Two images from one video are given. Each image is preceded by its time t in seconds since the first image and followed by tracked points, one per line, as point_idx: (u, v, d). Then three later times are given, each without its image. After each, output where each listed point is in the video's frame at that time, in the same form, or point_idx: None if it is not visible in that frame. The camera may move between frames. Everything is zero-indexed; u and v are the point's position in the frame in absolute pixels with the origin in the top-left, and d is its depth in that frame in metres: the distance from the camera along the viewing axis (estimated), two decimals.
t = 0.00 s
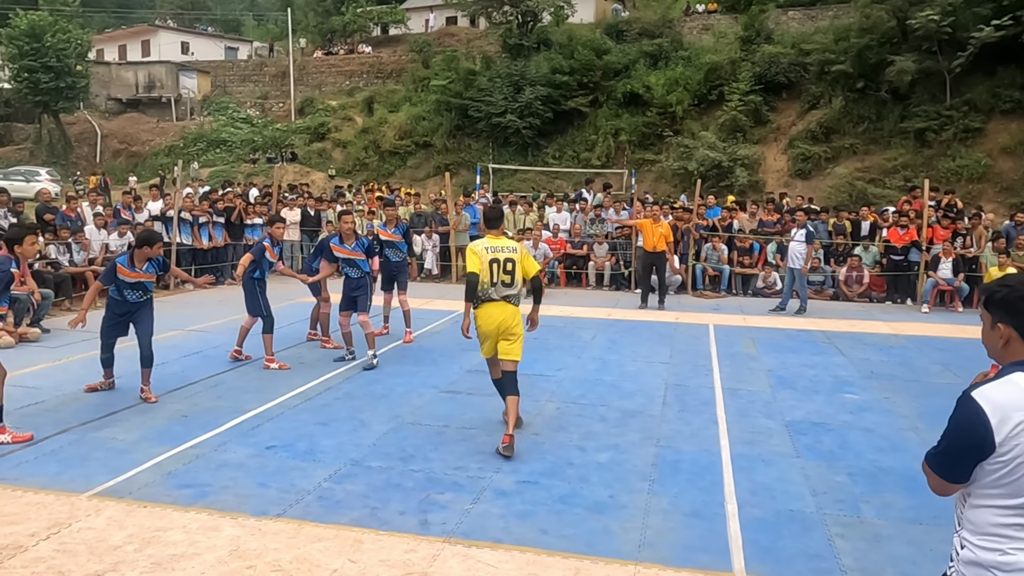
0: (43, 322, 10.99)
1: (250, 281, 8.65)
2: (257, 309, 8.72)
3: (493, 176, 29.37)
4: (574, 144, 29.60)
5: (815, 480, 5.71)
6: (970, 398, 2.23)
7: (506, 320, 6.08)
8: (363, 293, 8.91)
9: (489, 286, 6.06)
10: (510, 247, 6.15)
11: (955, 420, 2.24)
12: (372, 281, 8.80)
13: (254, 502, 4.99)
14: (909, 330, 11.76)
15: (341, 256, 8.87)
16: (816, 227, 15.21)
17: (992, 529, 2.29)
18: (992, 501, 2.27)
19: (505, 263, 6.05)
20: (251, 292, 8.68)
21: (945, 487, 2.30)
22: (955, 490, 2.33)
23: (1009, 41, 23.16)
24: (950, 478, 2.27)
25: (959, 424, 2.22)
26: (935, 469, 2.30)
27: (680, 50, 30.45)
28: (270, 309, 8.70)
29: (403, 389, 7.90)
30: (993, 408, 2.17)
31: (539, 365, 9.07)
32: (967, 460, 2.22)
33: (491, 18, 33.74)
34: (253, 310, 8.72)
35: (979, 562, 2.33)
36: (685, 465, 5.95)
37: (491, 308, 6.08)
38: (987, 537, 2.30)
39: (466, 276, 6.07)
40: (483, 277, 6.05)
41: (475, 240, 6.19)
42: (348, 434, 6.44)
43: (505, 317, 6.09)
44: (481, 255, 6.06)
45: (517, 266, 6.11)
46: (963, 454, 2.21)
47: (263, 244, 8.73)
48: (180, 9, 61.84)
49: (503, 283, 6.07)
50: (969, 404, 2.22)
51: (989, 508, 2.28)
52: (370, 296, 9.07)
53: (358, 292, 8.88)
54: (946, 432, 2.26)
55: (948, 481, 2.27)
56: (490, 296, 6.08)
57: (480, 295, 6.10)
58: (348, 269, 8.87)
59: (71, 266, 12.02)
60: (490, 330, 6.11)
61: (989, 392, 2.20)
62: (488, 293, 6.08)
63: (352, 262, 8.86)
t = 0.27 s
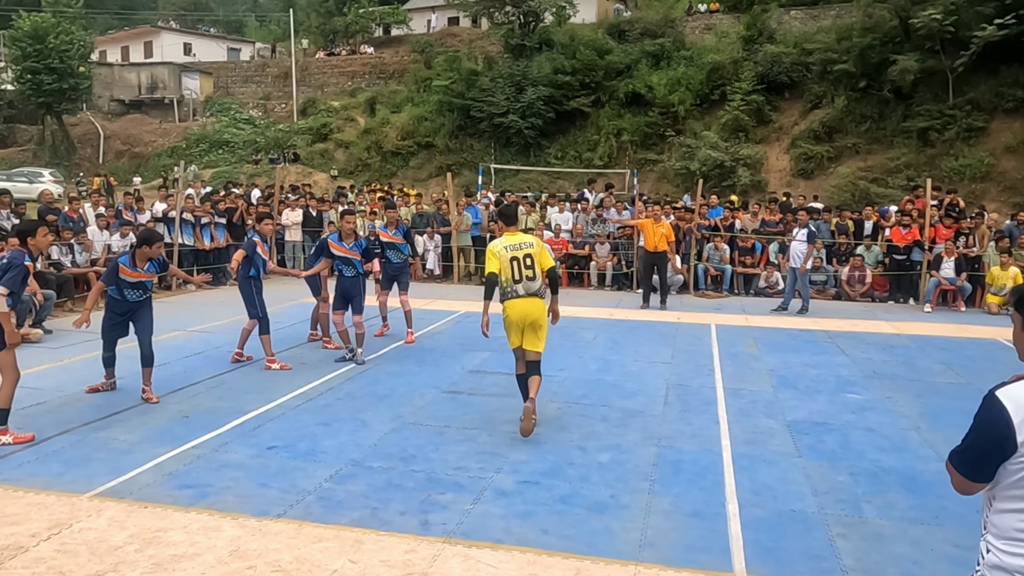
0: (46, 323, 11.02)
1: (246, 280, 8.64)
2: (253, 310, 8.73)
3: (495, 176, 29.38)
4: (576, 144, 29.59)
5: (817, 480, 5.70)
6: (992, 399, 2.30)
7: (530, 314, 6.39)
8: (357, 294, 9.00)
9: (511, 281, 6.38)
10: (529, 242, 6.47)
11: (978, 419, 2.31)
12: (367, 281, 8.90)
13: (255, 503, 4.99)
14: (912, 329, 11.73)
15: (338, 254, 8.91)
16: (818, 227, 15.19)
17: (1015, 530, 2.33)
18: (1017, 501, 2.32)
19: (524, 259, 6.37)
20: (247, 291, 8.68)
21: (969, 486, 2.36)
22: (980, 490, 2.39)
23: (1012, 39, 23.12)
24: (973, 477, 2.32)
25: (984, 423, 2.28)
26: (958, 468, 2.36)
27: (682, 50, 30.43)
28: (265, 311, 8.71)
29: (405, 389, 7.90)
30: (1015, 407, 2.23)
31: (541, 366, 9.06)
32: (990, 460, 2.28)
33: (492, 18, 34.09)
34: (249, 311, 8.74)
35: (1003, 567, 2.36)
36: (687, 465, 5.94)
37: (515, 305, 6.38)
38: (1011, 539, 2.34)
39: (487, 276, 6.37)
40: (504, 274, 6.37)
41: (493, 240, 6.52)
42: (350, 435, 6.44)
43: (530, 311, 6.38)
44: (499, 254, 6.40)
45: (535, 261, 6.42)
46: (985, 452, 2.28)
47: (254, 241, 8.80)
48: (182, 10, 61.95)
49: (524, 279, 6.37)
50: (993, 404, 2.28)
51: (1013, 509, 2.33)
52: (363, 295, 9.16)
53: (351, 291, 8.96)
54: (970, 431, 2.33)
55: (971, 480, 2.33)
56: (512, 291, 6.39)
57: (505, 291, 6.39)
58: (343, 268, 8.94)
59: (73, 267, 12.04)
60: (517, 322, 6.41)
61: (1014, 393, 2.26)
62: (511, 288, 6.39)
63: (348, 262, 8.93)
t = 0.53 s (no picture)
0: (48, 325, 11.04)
1: (239, 280, 8.69)
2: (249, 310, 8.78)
3: (497, 177, 29.39)
4: (578, 145, 29.56)
5: (818, 480, 5.69)
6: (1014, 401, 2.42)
7: (545, 294, 7.30)
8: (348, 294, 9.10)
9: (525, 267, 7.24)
10: (540, 228, 7.32)
11: (999, 423, 2.46)
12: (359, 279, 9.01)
13: (255, 504, 4.99)
14: (915, 330, 11.71)
15: (330, 255, 8.97)
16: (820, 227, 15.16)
17: None
18: None
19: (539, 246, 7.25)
20: (241, 292, 8.74)
21: (989, 480, 2.52)
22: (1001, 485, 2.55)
23: (1014, 39, 23.09)
24: (990, 471, 2.50)
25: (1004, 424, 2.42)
26: (978, 463, 2.52)
27: (684, 50, 30.39)
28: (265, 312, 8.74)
29: (406, 390, 7.90)
30: None
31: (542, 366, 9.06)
32: (1008, 461, 2.45)
33: (494, 20, 33.86)
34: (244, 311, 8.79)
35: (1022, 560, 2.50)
36: (688, 466, 5.93)
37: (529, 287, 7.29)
38: None
39: (505, 260, 7.19)
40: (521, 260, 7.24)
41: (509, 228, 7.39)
42: (351, 436, 6.44)
43: (544, 292, 7.29)
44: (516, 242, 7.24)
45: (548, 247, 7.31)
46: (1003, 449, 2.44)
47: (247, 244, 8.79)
48: (185, 12, 62.09)
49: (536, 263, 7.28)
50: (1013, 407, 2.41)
51: None
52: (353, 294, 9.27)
53: (339, 292, 9.07)
54: (992, 431, 2.47)
55: (989, 473, 2.50)
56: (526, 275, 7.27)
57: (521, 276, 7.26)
58: (335, 269, 9.01)
59: (76, 269, 12.03)
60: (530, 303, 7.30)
61: None
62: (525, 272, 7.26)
63: (340, 262, 8.99)
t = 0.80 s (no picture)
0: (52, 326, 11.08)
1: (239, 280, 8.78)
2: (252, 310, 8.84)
3: (499, 178, 29.43)
4: (580, 146, 29.57)
5: (821, 481, 5.67)
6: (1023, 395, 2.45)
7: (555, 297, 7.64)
8: (330, 292, 9.23)
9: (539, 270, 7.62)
10: (552, 237, 7.60)
11: (1007, 421, 2.48)
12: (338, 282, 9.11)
13: (257, 505, 5.00)
14: (918, 330, 11.68)
15: (309, 257, 9.03)
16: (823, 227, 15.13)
17: None
18: None
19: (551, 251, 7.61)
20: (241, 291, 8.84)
21: (992, 478, 2.56)
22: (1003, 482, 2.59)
23: (1018, 39, 23.03)
24: (996, 469, 2.53)
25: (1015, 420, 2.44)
26: (984, 459, 2.55)
27: (687, 51, 30.38)
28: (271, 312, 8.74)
29: (407, 391, 7.90)
30: None
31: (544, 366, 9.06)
32: (1015, 458, 2.48)
33: (496, 20, 34.18)
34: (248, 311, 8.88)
35: None
36: (690, 466, 5.92)
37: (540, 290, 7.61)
38: None
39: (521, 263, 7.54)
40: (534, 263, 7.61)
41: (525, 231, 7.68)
42: (353, 436, 6.45)
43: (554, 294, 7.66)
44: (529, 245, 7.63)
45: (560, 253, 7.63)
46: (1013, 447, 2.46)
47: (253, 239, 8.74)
48: (187, 14, 62.27)
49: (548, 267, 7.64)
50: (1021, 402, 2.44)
51: None
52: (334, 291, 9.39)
53: (319, 292, 9.14)
54: (1001, 427, 2.50)
55: (995, 472, 2.53)
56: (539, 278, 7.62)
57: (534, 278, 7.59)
58: (314, 269, 9.09)
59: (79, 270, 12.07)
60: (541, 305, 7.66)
61: None
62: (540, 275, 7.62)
63: (318, 263, 9.06)
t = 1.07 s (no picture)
0: (56, 327, 11.11)
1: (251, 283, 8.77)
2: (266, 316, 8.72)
3: (502, 178, 29.43)
4: (583, 146, 29.57)
5: (822, 481, 5.67)
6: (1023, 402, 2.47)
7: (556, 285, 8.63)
8: (320, 290, 9.42)
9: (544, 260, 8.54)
10: (558, 229, 8.45)
11: (1009, 427, 2.49)
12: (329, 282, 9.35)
13: (259, 505, 5.01)
14: (921, 330, 11.67)
15: (304, 253, 9.22)
16: (826, 227, 15.13)
17: None
18: None
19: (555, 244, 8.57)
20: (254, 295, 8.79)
21: (994, 484, 2.58)
22: (1004, 488, 2.61)
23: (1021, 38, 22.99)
24: (999, 476, 2.54)
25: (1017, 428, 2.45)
26: (986, 466, 2.56)
27: (689, 51, 30.38)
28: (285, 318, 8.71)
29: (409, 392, 7.91)
30: None
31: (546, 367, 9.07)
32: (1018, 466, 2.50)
33: (499, 20, 34.09)
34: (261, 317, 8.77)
35: None
36: (692, 466, 5.93)
37: (544, 277, 8.64)
38: None
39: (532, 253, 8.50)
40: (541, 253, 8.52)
41: (534, 226, 8.57)
42: (355, 437, 6.46)
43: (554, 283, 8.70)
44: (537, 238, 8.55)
45: (564, 246, 8.54)
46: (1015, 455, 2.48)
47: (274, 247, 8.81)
48: (190, 15, 62.40)
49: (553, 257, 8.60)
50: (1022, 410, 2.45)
51: None
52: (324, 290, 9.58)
53: (314, 288, 9.33)
54: (1002, 434, 2.51)
55: (997, 479, 2.55)
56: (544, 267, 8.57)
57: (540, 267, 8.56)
58: (307, 265, 9.26)
59: (82, 271, 12.11)
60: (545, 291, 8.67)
61: None
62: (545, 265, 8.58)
63: (312, 259, 9.25)
